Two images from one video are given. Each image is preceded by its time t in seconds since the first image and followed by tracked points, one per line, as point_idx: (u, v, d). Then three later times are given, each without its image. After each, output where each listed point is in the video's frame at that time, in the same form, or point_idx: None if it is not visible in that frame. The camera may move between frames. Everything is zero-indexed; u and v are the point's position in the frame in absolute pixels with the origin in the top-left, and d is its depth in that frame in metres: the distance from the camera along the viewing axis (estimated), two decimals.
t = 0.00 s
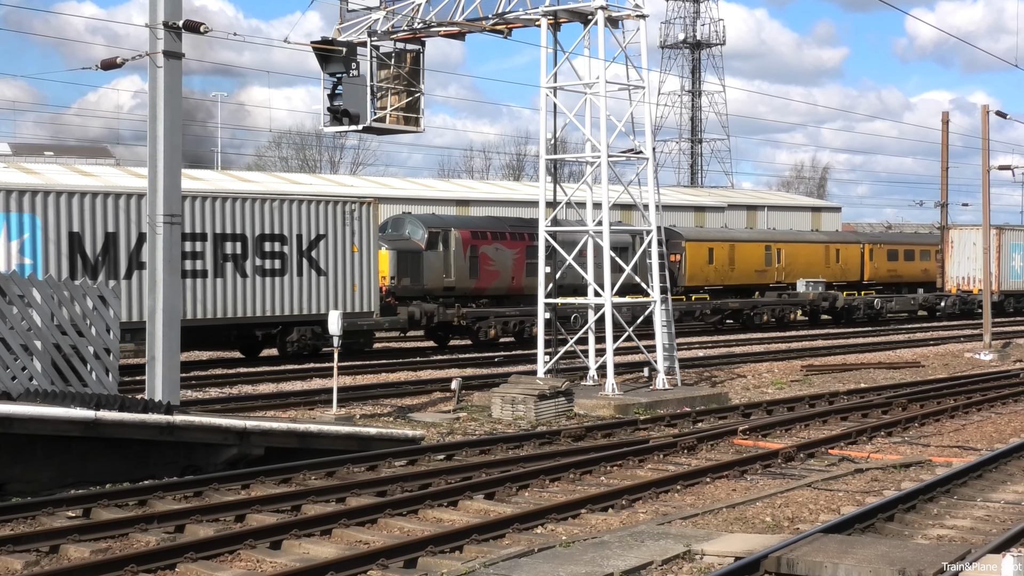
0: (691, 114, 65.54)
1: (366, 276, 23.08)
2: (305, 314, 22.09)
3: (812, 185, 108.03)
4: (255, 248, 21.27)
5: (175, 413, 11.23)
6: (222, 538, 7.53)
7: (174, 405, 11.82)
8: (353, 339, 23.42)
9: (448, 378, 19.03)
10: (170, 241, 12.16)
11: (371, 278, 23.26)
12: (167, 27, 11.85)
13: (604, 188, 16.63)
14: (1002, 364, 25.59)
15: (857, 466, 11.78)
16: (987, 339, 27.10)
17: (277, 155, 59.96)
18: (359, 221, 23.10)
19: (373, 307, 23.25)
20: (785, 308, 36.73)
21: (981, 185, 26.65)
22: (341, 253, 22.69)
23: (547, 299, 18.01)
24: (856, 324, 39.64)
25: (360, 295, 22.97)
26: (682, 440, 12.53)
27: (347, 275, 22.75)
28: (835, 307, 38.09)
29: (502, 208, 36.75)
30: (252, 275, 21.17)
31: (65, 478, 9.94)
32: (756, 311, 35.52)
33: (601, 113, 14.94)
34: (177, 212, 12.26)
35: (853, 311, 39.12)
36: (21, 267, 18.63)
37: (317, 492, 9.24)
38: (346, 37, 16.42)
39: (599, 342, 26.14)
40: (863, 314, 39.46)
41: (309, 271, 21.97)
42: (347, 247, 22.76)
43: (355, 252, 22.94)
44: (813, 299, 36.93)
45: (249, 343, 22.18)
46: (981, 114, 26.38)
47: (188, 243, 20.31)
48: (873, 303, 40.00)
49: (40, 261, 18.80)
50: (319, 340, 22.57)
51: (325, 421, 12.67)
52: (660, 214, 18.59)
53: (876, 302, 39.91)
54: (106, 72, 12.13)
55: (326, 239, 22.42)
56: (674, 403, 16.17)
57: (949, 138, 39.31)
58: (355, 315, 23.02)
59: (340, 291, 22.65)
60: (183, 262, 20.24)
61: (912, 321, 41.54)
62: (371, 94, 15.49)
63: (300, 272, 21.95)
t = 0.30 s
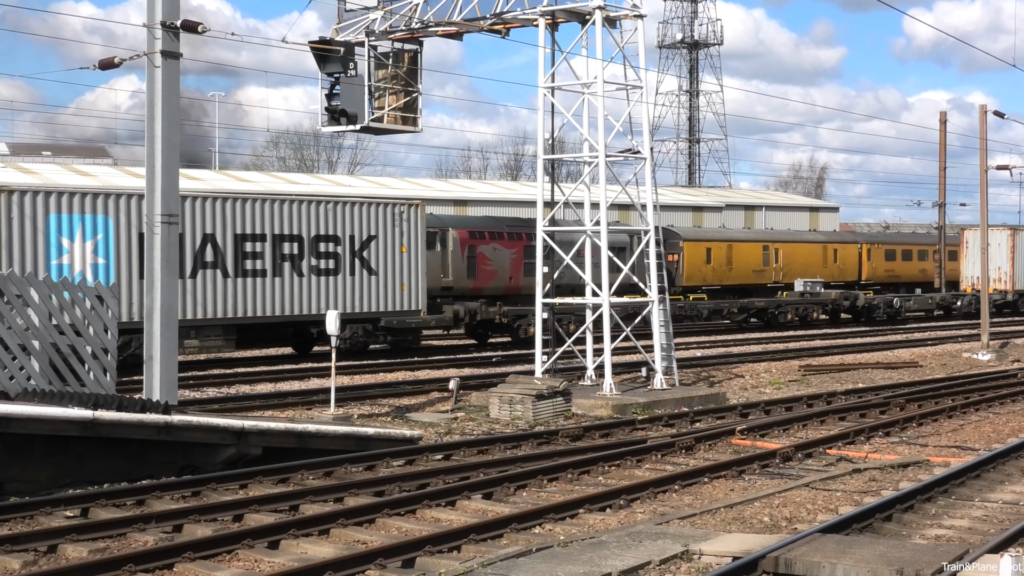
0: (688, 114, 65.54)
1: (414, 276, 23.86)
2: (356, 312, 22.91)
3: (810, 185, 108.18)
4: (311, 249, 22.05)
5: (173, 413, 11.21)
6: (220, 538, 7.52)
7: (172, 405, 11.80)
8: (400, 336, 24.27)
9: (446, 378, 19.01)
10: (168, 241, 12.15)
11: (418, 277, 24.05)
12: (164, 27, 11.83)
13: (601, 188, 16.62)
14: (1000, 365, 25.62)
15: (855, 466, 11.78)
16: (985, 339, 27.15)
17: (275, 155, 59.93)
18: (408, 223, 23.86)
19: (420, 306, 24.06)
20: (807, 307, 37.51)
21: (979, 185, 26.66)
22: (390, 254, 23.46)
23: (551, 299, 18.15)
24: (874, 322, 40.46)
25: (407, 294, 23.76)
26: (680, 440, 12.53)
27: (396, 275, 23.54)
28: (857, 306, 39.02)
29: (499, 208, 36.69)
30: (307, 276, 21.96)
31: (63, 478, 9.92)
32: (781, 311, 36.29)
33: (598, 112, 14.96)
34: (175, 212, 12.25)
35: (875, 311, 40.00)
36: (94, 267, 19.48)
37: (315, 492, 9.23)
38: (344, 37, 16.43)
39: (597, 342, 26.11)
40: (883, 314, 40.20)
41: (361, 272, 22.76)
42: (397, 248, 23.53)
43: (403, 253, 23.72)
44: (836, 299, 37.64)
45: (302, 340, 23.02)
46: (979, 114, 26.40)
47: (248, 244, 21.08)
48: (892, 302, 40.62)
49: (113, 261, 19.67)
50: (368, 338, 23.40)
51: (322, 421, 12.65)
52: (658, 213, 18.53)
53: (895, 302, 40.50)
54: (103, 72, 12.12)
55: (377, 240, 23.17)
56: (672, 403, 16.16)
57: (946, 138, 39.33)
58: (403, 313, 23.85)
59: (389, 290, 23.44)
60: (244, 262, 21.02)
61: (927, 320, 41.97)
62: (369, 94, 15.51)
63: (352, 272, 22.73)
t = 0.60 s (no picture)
0: (687, 114, 65.53)
1: (466, 275, 24.85)
2: (412, 310, 23.92)
3: (808, 184, 108.38)
4: (372, 249, 23.06)
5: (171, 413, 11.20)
6: (218, 538, 7.51)
7: (170, 404, 11.79)
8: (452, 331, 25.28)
9: (444, 378, 19.00)
10: (166, 241, 12.13)
11: (470, 276, 25.03)
12: (163, 27, 11.82)
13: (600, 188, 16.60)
14: (998, 365, 25.65)
15: (853, 466, 11.79)
16: (983, 338, 27.17)
17: (273, 155, 59.89)
18: (460, 223, 24.84)
19: (471, 305, 25.04)
20: (833, 306, 38.23)
21: (978, 185, 26.68)
22: (444, 253, 24.47)
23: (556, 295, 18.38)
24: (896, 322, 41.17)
25: (459, 292, 24.74)
26: (678, 440, 12.54)
27: (450, 274, 24.55)
28: (879, 306, 39.68)
29: (498, 208, 36.63)
30: (367, 275, 22.98)
31: (61, 477, 9.92)
32: (807, 309, 37.02)
33: (597, 112, 14.97)
34: (173, 212, 12.23)
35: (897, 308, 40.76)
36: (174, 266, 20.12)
37: (313, 491, 9.23)
38: (343, 36, 16.46)
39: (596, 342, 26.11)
40: (905, 313, 40.86)
41: (417, 271, 23.76)
42: (450, 248, 24.52)
43: (456, 253, 24.73)
44: (860, 298, 38.27)
45: (360, 335, 24.11)
46: (978, 114, 26.41)
47: (314, 244, 22.11)
48: (913, 301, 41.18)
49: (190, 260, 20.29)
50: (423, 335, 24.43)
51: (320, 421, 12.64)
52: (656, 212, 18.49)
53: (917, 300, 41.13)
54: (102, 71, 12.12)
55: (432, 241, 24.17)
56: (670, 403, 16.16)
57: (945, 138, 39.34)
58: (455, 311, 24.86)
59: (443, 289, 24.42)
60: (309, 261, 22.02)
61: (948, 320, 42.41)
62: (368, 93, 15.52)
63: (408, 271, 23.71)
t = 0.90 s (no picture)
0: (685, 114, 65.50)
1: (509, 275, 25.48)
2: (457, 309, 24.61)
3: (806, 184, 108.42)
4: (420, 248, 23.70)
5: (169, 413, 11.19)
6: (217, 538, 7.51)
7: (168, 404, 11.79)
8: (495, 328, 25.93)
9: (443, 378, 18.98)
10: (164, 240, 12.11)
11: (512, 276, 25.63)
12: (162, 26, 11.82)
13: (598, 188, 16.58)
14: (996, 365, 25.64)
15: (851, 466, 11.79)
16: (982, 339, 27.16)
17: (270, 155, 59.85)
18: (503, 224, 25.44)
19: (514, 304, 25.67)
20: (854, 305, 38.67)
21: (976, 185, 26.68)
22: (488, 254, 25.09)
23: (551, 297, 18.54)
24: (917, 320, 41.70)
25: (504, 292, 25.40)
26: (676, 440, 12.55)
27: (493, 274, 25.18)
28: (900, 304, 40.21)
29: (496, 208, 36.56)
30: (415, 274, 23.64)
31: (59, 477, 9.91)
32: (830, 308, 37.52)
33: (596, 112, 14.97)
34: (172, 211, 12.21)
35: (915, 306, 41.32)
36: (236, 265, 20.90)
37: (312, 491, 9.22)
38: (341, 36, 16.47)
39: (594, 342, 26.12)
40: (924, 311, 41.52)
41: (463, 271, 24.42)
42: (493, 249, 25.15)
43: (499, 253, 25.32)
44: (880, 297, 38.78)
45: (407, 332, 24.82)
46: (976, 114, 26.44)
47: (365, 244, 22.77)
48: (932, 301, 41.81)
49: (251, 260, 21.07)
50: (467, 332, 25.13)
51: (318, 421, 12.64)
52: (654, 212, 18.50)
53: (935, 300, 41.80)
54: (101, 71, 12.12)
55: (477, 241, 24.80)
56: (669, 403, 16.16)
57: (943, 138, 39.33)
58: (499, 310, 25.51)
59: (487, 288, 25.07)
60: (362, 261, 22.72)
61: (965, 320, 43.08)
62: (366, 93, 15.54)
63: (455, 270, 24.39)
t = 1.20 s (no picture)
0: (684, 114, 65.58)
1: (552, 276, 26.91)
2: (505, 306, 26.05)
3: (805, 183, 108.50)
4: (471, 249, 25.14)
5: (167, 413, 11.18)
6: (215, 537, 7.52)
7: (167, 404, 11.78)
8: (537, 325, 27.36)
9: (441, 378, 18.98)
10: (163, 240, 12.11)
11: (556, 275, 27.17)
12: (160, 26, 11.83)
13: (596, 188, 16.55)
14: (994, 365, 25.64)
15: (849, 466, 11.79)
16: (980, 339, 27.18)
17: (269, 155, 59.86)
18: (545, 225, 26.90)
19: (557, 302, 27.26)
20: (879, 304, 39.79)
21: (974, 185, 26.69)
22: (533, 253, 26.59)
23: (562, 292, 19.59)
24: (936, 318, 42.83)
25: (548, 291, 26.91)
26: (674, 440, 12.55)
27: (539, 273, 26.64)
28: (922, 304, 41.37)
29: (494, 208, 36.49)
30: (466, 273, 25.06)
31: (57, 477, 9.90)
32: (855, 307, 38.56)
33: (594, 112, 14.98)
34: (170, 211, 12.22)
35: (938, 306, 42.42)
36: (302, 265, 22.21)
37: (310, 491, 9.22)
38: (340, 36, 16.47)
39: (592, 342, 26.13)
40: (945, 311, 42.65)
41: (511, 270, 25.89)
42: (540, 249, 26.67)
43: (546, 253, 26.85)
44: (902, 298, 39.81)
45: (459, 330, 26.22)
46: (973, 114, 26.45)
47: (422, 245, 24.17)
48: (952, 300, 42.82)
49: (316, 260, 22.37)
50: (514, 329, 26.58)
51: (316, 421, 12.63)
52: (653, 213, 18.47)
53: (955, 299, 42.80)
54: (99, 71, 12.11)
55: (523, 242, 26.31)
56: (667, 403, 16.16)
57: (941, 138, 39.32)
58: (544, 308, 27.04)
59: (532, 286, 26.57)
60: (418, 261, 24.11)
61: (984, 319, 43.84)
62: (364, 93, 15.57)
63: (504, 270, 25.84)
